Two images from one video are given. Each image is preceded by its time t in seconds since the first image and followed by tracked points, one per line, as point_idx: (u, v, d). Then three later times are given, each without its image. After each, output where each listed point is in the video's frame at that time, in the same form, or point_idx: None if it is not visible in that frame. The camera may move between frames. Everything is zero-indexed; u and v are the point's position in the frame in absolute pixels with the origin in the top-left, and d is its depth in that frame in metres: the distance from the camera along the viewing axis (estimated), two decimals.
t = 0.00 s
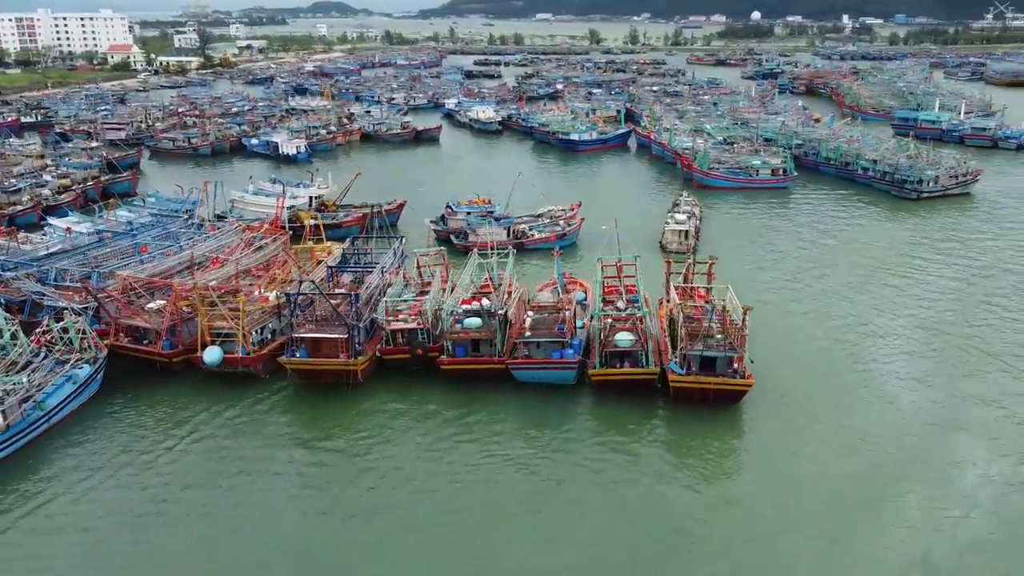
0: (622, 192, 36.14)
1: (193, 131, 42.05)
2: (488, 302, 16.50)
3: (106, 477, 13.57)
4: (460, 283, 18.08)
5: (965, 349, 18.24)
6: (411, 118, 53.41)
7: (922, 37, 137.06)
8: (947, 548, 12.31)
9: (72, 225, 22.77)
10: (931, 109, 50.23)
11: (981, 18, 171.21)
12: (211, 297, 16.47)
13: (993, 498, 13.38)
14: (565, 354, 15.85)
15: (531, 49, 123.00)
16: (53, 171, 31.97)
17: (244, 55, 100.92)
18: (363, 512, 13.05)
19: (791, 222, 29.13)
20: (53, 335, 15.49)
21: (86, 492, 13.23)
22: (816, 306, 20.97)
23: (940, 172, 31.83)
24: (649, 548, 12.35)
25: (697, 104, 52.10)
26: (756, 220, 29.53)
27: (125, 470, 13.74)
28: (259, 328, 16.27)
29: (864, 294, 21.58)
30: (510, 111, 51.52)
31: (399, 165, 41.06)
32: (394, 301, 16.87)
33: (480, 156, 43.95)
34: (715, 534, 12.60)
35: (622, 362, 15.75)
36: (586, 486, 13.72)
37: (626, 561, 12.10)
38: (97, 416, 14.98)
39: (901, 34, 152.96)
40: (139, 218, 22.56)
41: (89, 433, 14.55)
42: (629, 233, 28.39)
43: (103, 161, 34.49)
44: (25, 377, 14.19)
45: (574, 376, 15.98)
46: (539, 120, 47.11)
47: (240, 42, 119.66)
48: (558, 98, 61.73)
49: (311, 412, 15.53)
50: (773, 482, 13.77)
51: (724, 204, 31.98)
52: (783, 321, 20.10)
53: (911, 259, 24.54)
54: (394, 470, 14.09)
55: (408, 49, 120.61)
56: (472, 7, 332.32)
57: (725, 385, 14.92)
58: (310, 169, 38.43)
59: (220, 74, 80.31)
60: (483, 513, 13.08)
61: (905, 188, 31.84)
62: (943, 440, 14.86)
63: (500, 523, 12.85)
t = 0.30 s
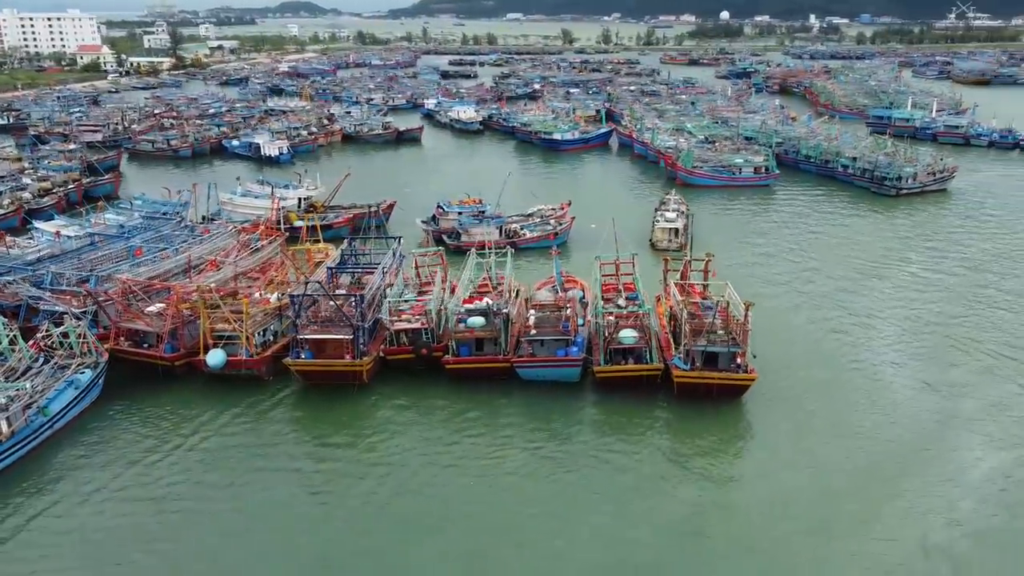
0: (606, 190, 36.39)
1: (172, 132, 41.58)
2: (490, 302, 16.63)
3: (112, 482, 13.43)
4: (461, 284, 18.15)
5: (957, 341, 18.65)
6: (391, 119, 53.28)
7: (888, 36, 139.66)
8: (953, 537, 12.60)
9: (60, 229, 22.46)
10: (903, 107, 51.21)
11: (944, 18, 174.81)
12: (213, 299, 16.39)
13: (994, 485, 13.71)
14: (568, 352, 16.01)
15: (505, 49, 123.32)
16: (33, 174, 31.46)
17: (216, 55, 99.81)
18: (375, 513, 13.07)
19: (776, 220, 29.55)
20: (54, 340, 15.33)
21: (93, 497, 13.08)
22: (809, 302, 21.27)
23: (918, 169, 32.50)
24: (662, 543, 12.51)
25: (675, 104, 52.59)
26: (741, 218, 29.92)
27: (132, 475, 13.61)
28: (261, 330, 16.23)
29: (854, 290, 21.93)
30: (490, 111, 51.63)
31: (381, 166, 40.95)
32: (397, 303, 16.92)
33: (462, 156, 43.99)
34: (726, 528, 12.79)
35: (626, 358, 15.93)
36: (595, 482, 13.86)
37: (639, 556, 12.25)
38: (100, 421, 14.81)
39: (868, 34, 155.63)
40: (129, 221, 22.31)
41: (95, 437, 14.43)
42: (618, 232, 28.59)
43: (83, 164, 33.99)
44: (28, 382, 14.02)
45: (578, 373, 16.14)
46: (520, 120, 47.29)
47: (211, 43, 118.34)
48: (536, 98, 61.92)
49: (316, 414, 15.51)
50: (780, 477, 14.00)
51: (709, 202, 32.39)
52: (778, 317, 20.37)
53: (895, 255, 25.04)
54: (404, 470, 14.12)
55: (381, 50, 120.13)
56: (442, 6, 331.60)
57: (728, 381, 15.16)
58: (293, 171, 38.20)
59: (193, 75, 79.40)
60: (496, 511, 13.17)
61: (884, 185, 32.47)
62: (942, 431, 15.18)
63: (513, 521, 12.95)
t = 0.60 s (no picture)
0: (589, 189, 36.65)
1: (149, 134, 41.02)
2: (493, 301, 16.75)
3: (122, 487, 13.32)
4: (461, 283, 18.23)
5: (945, 331, 19.13)
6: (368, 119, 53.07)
7: (852, 35, 142.20)
8: (957, 522, 12.94)
9: (46, 232, 22.10)
10: (874, 104, 52.27)
11: (905, 17, 178.35)
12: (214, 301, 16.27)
13: (994, 470, 14.09)
14: (572, 348, 16.18)
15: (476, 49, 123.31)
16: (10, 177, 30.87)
17: (184, 56, 98.44)
18: (390, 511, 13.13)
19: (759, 216, 30.01)
20: (53, 345, 15.12)
21: (102, 503, 12.97)
22: (800, 296, 21.62)
23: (894, 166, 33.21)
24: (673, 536, 12.69)
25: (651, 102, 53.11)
26: (725, 215, 30.34)
27: (142, 480, 13.51)
28: (264, 332, 16.17)
29: (844, 284, 22.35)
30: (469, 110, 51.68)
31: (363, 166, 40.79)
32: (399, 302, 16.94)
33: (443, 156, 43.99)
34: (736, 520, 13.02)
35: (629, 354, 16.15)
36: (604, 477, 14.04)
37: (652, 549, 12.44)
38: (103, 426, 14.65)
39: (833, 33, 158.32)
40: (117, 224, 22.00)
41: (100, 442, 14.30)
42: (605, 230, 28.82)
43: (60, 166, 33.42)
44: (31, 388, 13.83)
45: (583, 369, 16.34)
46: (499, 119, 47.40)
47: (178, 43, 116.61)
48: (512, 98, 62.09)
49: (322, 414, 15.49)
50: (786, 468, 14.25)
51: (692, 200, 32.80)
52: (771, 311, 20.68)
53: (877, 249, 25.60)
54: (414, 469, 14.16)
55: (351, 50, 119.36)
56: (410, 6, 330.24)
57: (731, 375, 15.44)
58: (274, 172, 37.92)
59: (162, 76, 78.29)
60: (506, 508, 13.27)
61: (862, 182, 33.15)
62: (939, 419, 15.56)
63: (525, 516, 13.08)
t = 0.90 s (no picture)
0: (574, 187, 36.85)
1: (127, 136, 40.51)
2: (495, 302, 16.87)
3: (128, 490, 13.21)
4: (462, 283, 18.28)
5: (935, 325, 19.50)
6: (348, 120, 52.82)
7: (821, 35, 144.19)
8: (962, 508, 13.16)
9: (34, 236, 21.78)
10: (848, 103, 53.12)
11: (871, 17, 181.21)
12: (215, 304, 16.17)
13: (994, 457, 14.36)
14: (576, 346, 16.32)
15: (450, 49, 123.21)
16: None
17: (155, 57, 97.27)
18: (403, 509, 13.16)
19: (744, 214, 30.39)
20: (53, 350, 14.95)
21: (112, 506, 12.86)
22: (792, 292, 21.91)
23: (873, 163, 33.78)
24: (683, 528, 12.79)
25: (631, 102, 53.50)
26: (711, 213, 30.67)
27: (151, 483, 13.41)
28: (267, 334, 16.12)
29: (834, 280, 22.69)
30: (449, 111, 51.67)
31: (346, 167, 40.63)
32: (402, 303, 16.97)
33: (425, 156, 43.94)
34: (745, 511, 13.15)
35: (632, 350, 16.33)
36: (611, 471, 14.16)
37: (663, 540, 12.55)
38: (107, 431, 14.51)
39: (801, 34, 160.49)
40: (107, 227, 21.74)
41: (105, 446, 14.17)
42: (593, 228, 28.98)
43: (39, 169, 32.91)
44: (34, 393, 13.66)
45: (587, 366, 16.46)
46: (481, 119, 47.48)
47: (148, 44, 115.09)
48: (490, 99, 62.13)
49: (328, 415, 15.46)
50: (791, 460, 14.38)
51: (677, 198, 33.13)
52: (766, 307, 20.93)
53: (860, 246, 26.04)
54: (421, 467, 14.18)
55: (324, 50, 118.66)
56: (380, 6, 328.72)
57: (734, 370, 15.67)
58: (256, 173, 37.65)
59: (134, 77, 77.27)
60: (516, 503, 13.35)
61: (843, 179, 33.68)
62: (937, 410, 15.85)
63: (536, 512, 13.15)
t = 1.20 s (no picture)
0: (558, 186, 37.03)
1: (103, 137, 39.92)
2: (497, 302, 17.07)
3: (135, 493, 13.12)
4: (461, 282, 18.36)
5: (925, 318, 19.93)
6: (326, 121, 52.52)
7: (789, 36, 145.98)
8: (962, 495, 13.50)
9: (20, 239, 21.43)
10: (822, 102, 53.92)
11: (835, 17, 184.01)
12: (218, 305, 16.13)
13: (991, 445, 14.75)
14: (579, 343, 16.51)
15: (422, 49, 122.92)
16: None
17: (123, 58, 95.78)
18: (417, 505, 13.24)
19: (728, 211, 30.78)
20: (54, 354, 14.77)
21: (123, 509, 12.77)
22: (784, 287, 22.22)
23: (852, 160, 34.39)
24: (692, 521, 12.97)
25: (608, 101, 53.86)
26: (696, 210, 31.02)
27: (161, 485, 13.35)
28: (270, 335, 16.10)
29: (824, 275, 23.05)
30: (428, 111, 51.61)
31: (327, 168, 40.41)
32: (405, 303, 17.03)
33: (406, 156, 43.85)
34: (752, 503, 13.37)
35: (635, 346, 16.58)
36: (616, 466, 14.31)
37: (673, 532, 12.73)
38: (112, 435, 14.39)
39: (768, 34, 162.43)
40: (96, 230, 21.45)
41: (111, 451, 14.04)
42: (581, 226, 29.17)
43: (16, 172, 32.32)
44: (39, 398, 13.49)
45: (590, 362, 16.65)
46: (461, 120, 47.50)
47: (115, 45, 113.12)
48: (467, 99, 62.07)
49: (334, 415, 15.46)
50: (796, 453, 14.64)
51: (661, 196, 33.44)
52: (760, 302, 21.18)
53: (843, 241, 26.51)
54: (428, 465, 14.24)
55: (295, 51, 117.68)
56: (348, 7, 326.50)
57: (735, 364, 15.96)
58: (237, 174, 37.32)
59: (103, 79, 75.99)
60: (524, 498, 13.46)
61: (823, 176, 34.24)
62: (932, 400, 16.24)
63: (544, 506, 13.27)
